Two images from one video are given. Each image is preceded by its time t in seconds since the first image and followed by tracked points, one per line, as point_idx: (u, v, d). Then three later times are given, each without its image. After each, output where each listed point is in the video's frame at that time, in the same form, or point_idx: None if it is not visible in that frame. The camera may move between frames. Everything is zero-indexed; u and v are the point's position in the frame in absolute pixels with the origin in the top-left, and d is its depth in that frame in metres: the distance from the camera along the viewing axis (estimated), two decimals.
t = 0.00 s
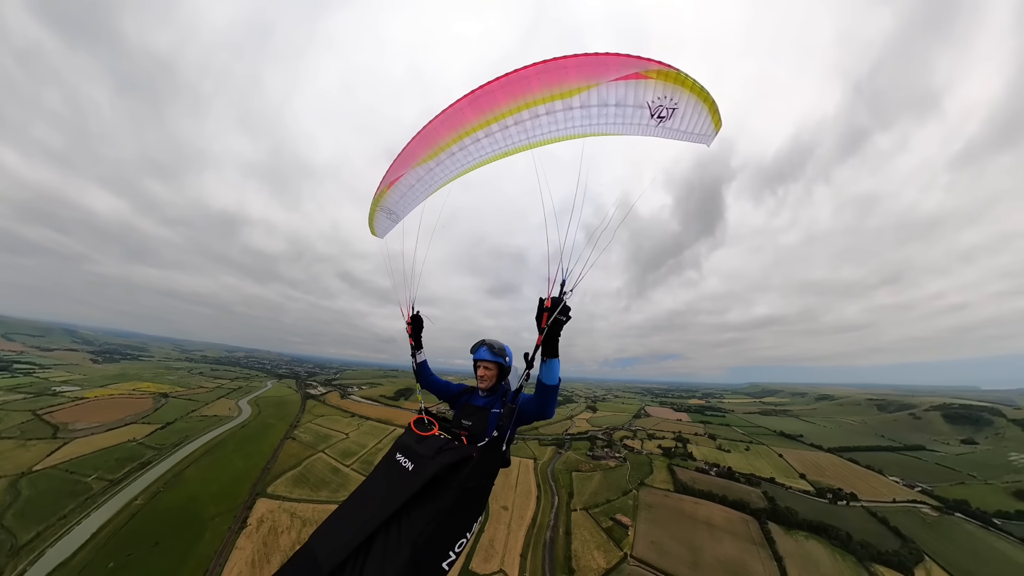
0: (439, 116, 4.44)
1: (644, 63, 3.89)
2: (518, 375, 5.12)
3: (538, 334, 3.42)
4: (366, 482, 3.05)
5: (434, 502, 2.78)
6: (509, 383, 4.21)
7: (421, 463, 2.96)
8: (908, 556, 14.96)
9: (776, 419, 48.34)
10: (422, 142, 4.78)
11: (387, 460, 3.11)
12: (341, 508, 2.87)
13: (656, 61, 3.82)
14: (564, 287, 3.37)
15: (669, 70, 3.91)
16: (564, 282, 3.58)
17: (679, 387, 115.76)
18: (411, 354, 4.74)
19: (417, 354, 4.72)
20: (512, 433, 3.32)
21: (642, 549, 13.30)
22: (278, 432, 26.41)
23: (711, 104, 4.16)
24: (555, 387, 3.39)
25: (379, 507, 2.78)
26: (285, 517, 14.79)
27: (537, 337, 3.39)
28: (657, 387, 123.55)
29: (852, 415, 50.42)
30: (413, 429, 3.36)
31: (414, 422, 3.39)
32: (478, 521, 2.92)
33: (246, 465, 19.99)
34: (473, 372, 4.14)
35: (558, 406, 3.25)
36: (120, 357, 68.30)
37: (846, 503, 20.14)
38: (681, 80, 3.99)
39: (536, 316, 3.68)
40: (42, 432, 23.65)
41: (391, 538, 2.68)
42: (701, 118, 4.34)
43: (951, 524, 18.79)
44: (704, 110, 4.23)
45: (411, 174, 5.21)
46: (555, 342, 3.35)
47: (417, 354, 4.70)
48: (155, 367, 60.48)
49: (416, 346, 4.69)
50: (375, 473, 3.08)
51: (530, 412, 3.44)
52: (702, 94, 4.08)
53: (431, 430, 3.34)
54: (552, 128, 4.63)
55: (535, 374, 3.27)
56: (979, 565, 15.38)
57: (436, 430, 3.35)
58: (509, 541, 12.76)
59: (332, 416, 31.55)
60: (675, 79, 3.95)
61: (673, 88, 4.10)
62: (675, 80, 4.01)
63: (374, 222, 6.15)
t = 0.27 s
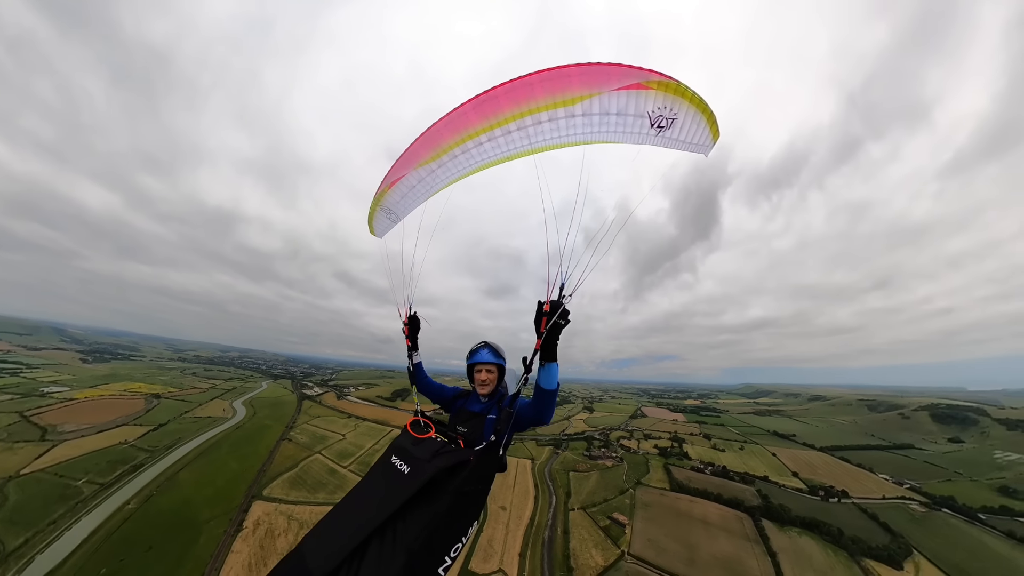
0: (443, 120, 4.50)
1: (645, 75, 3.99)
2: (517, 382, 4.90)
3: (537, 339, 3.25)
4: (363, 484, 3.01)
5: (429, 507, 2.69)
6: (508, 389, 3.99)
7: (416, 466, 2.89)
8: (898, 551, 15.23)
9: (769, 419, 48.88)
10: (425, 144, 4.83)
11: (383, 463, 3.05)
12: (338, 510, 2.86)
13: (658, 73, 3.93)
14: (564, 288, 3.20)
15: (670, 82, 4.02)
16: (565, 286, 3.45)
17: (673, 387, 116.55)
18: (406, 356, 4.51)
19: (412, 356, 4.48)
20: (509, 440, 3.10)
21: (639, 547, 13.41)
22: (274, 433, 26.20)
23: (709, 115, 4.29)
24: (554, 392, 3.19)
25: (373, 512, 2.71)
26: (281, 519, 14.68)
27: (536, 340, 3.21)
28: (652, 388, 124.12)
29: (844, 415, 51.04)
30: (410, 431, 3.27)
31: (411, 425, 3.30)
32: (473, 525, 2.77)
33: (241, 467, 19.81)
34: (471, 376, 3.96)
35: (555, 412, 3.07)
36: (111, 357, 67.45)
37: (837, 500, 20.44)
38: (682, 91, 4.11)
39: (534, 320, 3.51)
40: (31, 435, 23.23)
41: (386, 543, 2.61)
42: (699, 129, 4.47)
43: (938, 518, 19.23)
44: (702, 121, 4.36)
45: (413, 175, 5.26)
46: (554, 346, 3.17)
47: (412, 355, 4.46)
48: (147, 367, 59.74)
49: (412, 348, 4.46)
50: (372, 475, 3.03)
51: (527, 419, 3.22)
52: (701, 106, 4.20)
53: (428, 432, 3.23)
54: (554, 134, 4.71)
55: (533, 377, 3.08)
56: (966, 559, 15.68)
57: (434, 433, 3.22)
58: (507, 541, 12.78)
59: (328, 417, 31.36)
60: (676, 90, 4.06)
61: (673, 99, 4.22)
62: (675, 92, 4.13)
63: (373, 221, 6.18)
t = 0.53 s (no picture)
0: (448, 122, 4.55)
1: (647, 85, 4.07)
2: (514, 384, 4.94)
3: (537, 346, 3.29)
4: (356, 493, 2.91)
5: (426, 516, 2.64)
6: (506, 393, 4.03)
7: (414, 475, 2.82)
8: (892, 548, 15.36)
9: (766, 419, 49.11)
10: (429, 146, 4.87)
11: (378, 472, 2.96)
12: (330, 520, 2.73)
13: (659, 84, 4.01)
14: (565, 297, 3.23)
15: (671, 92, 4.10)
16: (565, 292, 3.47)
17: (670, 388, 116.73)
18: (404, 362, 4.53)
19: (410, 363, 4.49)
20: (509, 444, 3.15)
21: (637, 546, 13.46)
22: (272, 433, 26.09)
23: (709, 125, 4.38)
24: (553, 398, 3.23)
25: (368, 522, 2.63)
26: (280, 520, 14.64)
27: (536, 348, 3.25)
28: (650, 388, 124.18)
29: (840, 416, 51.28)
30: (406, 439, 3.17)
31: (407, 433, 3.20)
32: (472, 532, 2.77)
33: (239, 469, 19.72)
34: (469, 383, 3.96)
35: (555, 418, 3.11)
36: (106, 356, 67.11)
37: (833, 499, 20.56)
38: (683, 102, 4.19)
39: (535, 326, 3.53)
40: (25, 436, 23.03)
41: (381, 554, 2.54)
42: (699, 139, 4.55)
43: (932, 516, 19.40)
44: (702, 131, 4.45)
45: (415, 177, 5.30)
46: (554, 353, 3.21)
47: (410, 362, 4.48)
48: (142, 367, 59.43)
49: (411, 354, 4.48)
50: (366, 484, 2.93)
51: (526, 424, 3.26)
52: (701, 116, 4.29)
53: (424, 441, 3.16)
54: (557, 140, 4.77)
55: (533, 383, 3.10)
56: (959, 556, 15.81)
57: (430, 441, 3.17)
58: (507, 540, 12.77)
59: (326, 417, 31.26)
60: (676, 100, 4.15)
61: (674, 109, 4.30)
62: (676, 102, 4.21)
63: (375, 222, 6.21)
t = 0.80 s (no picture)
0: (451, 127, 4.58)
1: (648, 92, 4.09)
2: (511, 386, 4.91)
3: (530, 347, 3.28)
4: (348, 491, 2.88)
5: (418, 514, 2.67)
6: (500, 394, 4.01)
7: (407, 473, 2.84)
8: (891, 548, 15.32)
9: (765, 420, 49.03)
10: (432, 149, 4.90)
11: (371, 470, 2.96)
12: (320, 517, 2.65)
13: (660, 91, 4.03)
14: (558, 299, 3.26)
15: (671, 100, 4.13)
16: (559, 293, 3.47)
17: (669, 388, 116.87)
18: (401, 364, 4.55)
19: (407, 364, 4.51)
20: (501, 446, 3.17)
21: (637, 545, 13.45)
22: (272, 434, 26.10)
23: (708, 133, 4.41)
24: (547, 400, 3.16)
25: (360, 520, 2.62)
26: (280, 521, 14.65)
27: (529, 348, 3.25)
28: (650, 389, 123.96)
29: (839, 416, 51.19)
30: (399, 439, 3.17)
31: (401, 432, 3.20)
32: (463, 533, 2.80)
33: (239, 470, 19.72)
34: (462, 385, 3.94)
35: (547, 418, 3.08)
36: (105, 357, 67.16)
37: (833, 499, 20.52)
38: (683, 109, 4.22)
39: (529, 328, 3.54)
40: (23, 437, 23.02)
41: (373, 552, 2.54)
42: (699, 146, 4.58)
43: (931, 516, 19.35)
44: (701, 138, 4.47)
45: (418, 180, 5.33)
46: (548, 353, 3.22)
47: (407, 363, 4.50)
48: (142, 368, 59.45)
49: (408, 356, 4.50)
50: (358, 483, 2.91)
51: (520, 425, 3.26)
52: (701, 124, 4.32)
53: (418, 440, 3.18)
54: (558, 146, 4.79)
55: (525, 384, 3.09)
56: (958, 555, 15.78)
57: (423, 440, 3.20)
58: (507, 541, 12.74)
59: (326, 418, 31.24)
60: (676, 108, 4.17)
61: (674, 116, 4.33)
62: (676, 109, 4.23)
63: (377, 224, 6.24)
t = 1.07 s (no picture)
0: (455, 129, 4.61)
1: (651, 98, 4.11)
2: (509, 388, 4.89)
3: (532, 351, 3.30)
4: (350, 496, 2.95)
5: (417, 519, 2.68)
6: (499, 396, 3.99)
7: (405, 479, 2.85)
8: (890, 548, 15.27)
9: (766, 420, 48.88)
10: (436, 151, 4.92)
11: (371, 476, 3.00)
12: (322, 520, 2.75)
13: (662, 97, 4.04)
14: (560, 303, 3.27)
15: (673, 105, 4.14)
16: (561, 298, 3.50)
17: (669, 390, 116.82)
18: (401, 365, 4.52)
19: (407, 364, 4.49)
20: (500, 450, 3.15)
21: (637, 545, 13.43)
22: (272, 435, 26.18)
23: (709, 138, 4.43)
24: (547, 403, 3.18)
25: (358, 525, 2.66)
26: (281, 521, 14.68)
27: (532, 351, 3.26)
28: (650, 390, 123.65)
29: (839, 417, 51.01)
30: (398, 444, 3.21)
31: (399, 437, 3.24)
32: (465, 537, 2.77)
33: (240, 470, 19.74)
34: (461, 387, 3.92)
35: (549, 422, 3.06)
36: (104, 358, 67.29)
37: (833, 499, 20.45)
38: (685, 115, 4.23)
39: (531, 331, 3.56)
40: (23, 437, 23.10)
41: (371, 555, 2.57)
42: (700, 151, 4.61)
43: (931, 517, 19.28)
44: (703, 144, 4.50)
45: (422, 181, 5.35)
46: (549, 357, 3.22)
47: (407, 363, 4.48)
48: (142, 368, 59.62)
49: (408, 356, 4.49)
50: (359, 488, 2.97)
51: (521, 429, 3.24)
52: (703, 129, 4.34)
53: (417, 445, 3.20)
54: (561, 150, 4.81)
55: (527, 387, 3.11)
56: (958, 555, 15.72)
57: (422, 445, 3.23)
58: (507, 541, 12.73)
59: (326, 419, 31.26)
60: (679, 114, 4.19)
61: (676, 122, 4.34)
62: (677, 115, 4.26)
63: (380, 225, 6.28)
